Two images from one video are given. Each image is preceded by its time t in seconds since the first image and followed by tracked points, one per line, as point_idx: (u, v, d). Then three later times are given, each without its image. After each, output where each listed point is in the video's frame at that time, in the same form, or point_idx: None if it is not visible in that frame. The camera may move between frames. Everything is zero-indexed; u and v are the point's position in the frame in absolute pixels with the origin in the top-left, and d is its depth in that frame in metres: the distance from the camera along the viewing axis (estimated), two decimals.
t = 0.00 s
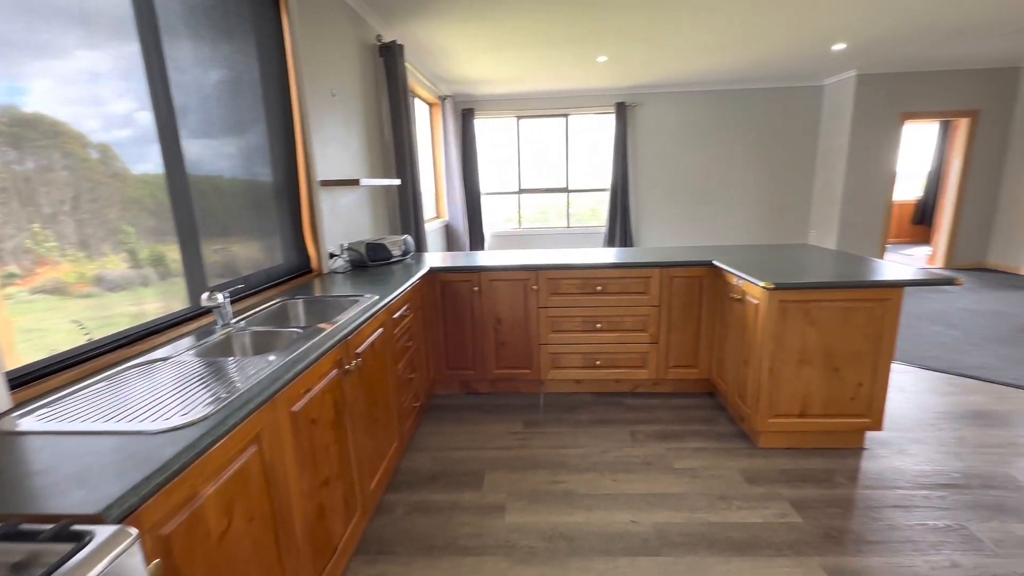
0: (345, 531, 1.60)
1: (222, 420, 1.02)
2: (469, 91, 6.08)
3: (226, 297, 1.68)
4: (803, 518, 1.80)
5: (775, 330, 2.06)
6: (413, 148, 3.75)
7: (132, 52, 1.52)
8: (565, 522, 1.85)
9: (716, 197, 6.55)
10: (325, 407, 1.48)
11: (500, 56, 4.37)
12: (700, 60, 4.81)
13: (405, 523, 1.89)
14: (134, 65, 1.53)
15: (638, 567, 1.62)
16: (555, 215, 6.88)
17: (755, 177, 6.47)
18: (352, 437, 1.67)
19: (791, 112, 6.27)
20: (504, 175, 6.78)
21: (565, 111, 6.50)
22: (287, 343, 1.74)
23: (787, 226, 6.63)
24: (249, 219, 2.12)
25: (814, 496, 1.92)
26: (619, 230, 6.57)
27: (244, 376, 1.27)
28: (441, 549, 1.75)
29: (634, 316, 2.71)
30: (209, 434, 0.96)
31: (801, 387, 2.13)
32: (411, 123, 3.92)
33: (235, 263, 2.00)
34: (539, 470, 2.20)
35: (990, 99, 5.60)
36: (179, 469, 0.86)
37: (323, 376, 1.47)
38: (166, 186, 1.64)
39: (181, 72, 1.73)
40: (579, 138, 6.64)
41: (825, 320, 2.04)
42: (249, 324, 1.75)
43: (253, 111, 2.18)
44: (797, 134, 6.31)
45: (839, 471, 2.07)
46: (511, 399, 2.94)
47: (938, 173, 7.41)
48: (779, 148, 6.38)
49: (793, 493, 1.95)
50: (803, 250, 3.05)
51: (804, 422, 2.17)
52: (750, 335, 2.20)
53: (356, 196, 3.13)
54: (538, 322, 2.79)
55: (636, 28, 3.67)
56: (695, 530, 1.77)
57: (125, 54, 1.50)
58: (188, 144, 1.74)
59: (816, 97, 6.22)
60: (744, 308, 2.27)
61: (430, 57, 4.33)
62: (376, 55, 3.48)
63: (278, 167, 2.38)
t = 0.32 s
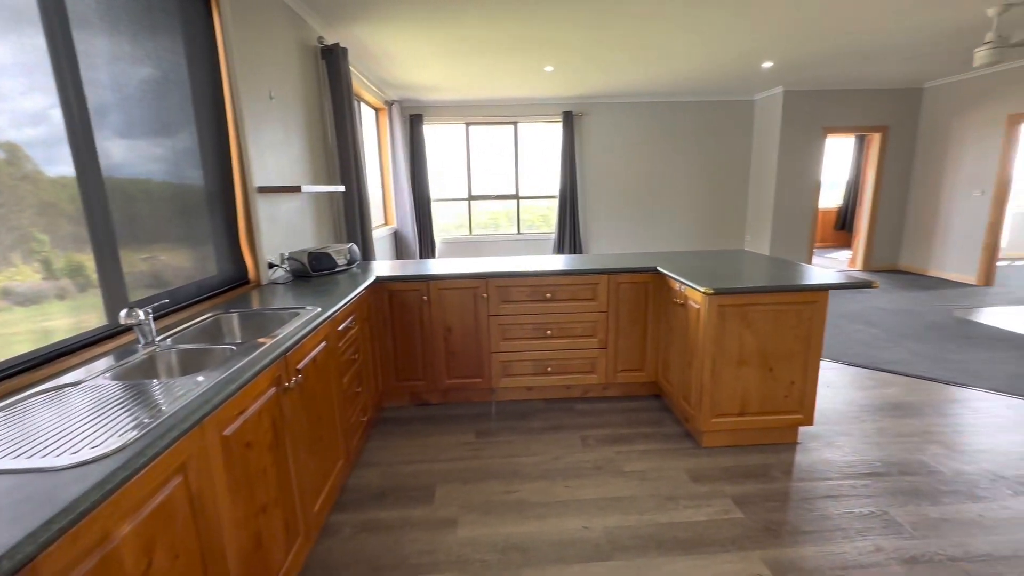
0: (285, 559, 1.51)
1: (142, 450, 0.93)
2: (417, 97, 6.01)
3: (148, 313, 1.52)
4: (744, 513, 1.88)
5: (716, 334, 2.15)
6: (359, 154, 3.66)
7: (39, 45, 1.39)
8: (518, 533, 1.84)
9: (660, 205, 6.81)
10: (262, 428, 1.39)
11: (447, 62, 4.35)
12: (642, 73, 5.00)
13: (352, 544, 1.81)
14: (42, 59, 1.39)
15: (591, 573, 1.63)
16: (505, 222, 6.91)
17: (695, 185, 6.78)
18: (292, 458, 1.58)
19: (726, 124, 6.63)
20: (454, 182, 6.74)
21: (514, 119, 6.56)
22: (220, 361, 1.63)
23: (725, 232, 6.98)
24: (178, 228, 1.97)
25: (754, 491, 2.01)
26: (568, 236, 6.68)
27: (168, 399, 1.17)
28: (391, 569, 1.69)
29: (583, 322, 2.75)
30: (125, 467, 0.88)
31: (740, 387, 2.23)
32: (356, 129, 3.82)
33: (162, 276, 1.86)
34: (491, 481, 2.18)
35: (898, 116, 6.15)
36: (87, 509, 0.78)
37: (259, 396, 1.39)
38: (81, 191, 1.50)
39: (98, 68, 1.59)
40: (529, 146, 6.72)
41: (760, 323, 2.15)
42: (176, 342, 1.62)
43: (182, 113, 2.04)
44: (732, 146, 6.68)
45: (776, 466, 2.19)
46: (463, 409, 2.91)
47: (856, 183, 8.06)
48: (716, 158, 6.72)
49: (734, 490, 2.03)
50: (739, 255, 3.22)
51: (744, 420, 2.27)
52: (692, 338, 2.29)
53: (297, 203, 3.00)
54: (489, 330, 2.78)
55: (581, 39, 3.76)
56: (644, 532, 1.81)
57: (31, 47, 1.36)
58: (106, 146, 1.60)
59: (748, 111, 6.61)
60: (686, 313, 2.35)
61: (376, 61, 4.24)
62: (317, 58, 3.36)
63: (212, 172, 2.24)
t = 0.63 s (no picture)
0: None
1: (57, 479, 0.85)
2: (370, 99, 5.89)
3: (66, 328, 1.38)
4: (696, 509, 1.94)
5: (666, 335, 2.21)
6: (308, 156, 3.54)
7: None
8: (475, 542, 1.81)
9: (613, 209, 6.97)
10: (198, 447, 1.31)
11: (400, 64, 4.28)
12: (594, 80, 5.11)
13: (301, 563, 1.73)
14: None
15: None
16: (462, 226, 6.87)
17: (647, 191, 6.98)
18: (234, 477, 1.49)
19: (675, 132, 6.88)
20: (409, 186, 6.64)
21: (469, 123, 6.54)
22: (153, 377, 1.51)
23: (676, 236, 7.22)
24: (108, 234, 1.83)
25: (704, 487, 2.08)
26: (525, 241, 6.71)
27: (91, 419, 1.08)
28: None
29: (538, 326, 2.77)
30: (36, 500, 0.79)
31: (690, 387, 2.30)
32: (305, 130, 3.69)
33: (88, 285, 1.72)
34: (448, 490, 2.14)
35: (830, 128, 6.58)
36: None
37: (195, 413, 1.30)
38: None
39: (10, 58, 1.45)
40: (484, 150, 6.72)
41: (708, 324, 2.23)
42: (101, 358, 1.49)
43: (111, 109, 1.89)
44: (680, 153, 6.94)
45: (724, 461, 2.27)
46: (419, 417, 2.85)
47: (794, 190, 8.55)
48: (666, 165, 6.95)
49: (686, 487, 2.09)
50: (688, 259, 3.33)
51: (694, 419, 2.34)
52: (644, 340, 2.34)
53: (240, 207, 2.86)
54: (444, 336, 2.74)
55: (535, 46, 3.80)
56: (600, 533, 1.83)
57: None
58: (22, 143, 1.46)
59: (695, 120, 6.89)
60: (639, 315, 2.41)
61: (326, 61, 4.12)
62: (262, 56, 3.23)
63: (147, 174, 2.10)
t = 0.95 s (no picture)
0: None
1: None
2: (315, 98, 5.69)
3: None
4: (646, 507, 1.98)
5: (616, 338, 2.26)
6: (247, 157, 3.37)
7: None
8: (427, 554, 1.77)
9: (565, 213, 7.07)
10: (119, 472, 1.20)
11: (347, 64, 4.16)
12: (545, 86, 5.17)
13: None
14: None
15: None
16: (414, 230, 6.76)
17: (597, 195, 7.14)
18: (162, 501, 1.39)
19: (623, 139, 7.08)
20: (358, 188, 6.47)
21: (421, 126, 6.45)
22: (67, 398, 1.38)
23: (625, 239, 7.42)
24: (17, 240, 1.66)
25: (654, 485, 2.13)
26: (478, 245, 6.69)
27: None
28: None
29: (491, 331, 2.75)
30: None
31: (639, 387, 2.36)
32: (244, 130, 3.51)
33: None
34: (400, 502, 2.08)
35: (766, 137, 6.98)
36: None
37: (115, 434, 1.20)
38: None
39: None
40: (436, 154, 6.66)
41: (655, 326, 2.30)
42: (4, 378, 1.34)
43: (21, 102, 1.71)
44: (628, 159, 7.15)
45: (672, 459, 2.34)
46: (369, 428, 2.77)
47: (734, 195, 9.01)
48: (615, 170, 7.14)
49: (637, 486, 2.13)
50: (636, 262, 3.42)
51: (644, 418, 2.40)
52: (595, 343, 2.38)
53: (171, 211, 2.68)
54: (395, 343, 2.68)
55: (485, 50, 3.80)
56: (554, 537, 1.83)
57: None
58: None
59: (642, 127, 7.12)
60: (589, 319, 2.44)
61: (267, 58, 3.94)
62: (195, 50, 3.05)
63: (62, 175, 1.91)
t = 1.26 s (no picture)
0: None
1: None
2: (268, 96, 5.48)
3: None
4: (607, 506, 2.01)
5: (576, 339, 2.28)
6: (192, 156, 3.20)
7: None
8: (387, 565, 1.73)
9: (527, 215, 7.11)
10: (43, 496, 1.11)
11: (301, 61, 4.03)
12: (506, 88, 5.18)
13: None
14: None
15: None
16: (374, 232, 6.62)
17: (558, 198, 7.22)
18: (94, 525, 1.29)
19: (583, 142, 7.19)
20: (314, 189, 6.28)
21: (379, 126, 6.33)
22: None
23: (586, 241, 7.53)
24: None
25: (614, 484, 2.16)
26: (439, 247, 6.61)
27: None
28: None
29: (452, 334, 2.72)
30: None
31: (600, 388, 2.39)
32: (189, 127, 3.34)
33: None
34: (358, 512, 2.02)
35: (718, 143, 7.25)
36: None
37: (38, 455, 1.10)
38: None
39: None
40: (396, 155, 6.55)
41: (614, 327, 2.33)
42: None
43: None
44: (588, 162, 7.26)
45: (632, 457, 2.38)
46: (327, 436, 2.68)
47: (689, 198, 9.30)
48: (576, 173, 7.24)
49: (598, 485, 2.16)
50: (596, 264, 3.47)
51: (604, 417, 2.43)
52: (556, 345, 2.39)
53: (107, 212, 2.51)
54: (353, 349, 2.60)
55: (444, 51, 3.76)
56: (516, 541, 1.83)
57: None
58: None
59: (601, 131, 7.25)
60: (550, 321, 2.45)
61: (214, 52, 3.76)
62: (134, 42, 2.87)
63: None
